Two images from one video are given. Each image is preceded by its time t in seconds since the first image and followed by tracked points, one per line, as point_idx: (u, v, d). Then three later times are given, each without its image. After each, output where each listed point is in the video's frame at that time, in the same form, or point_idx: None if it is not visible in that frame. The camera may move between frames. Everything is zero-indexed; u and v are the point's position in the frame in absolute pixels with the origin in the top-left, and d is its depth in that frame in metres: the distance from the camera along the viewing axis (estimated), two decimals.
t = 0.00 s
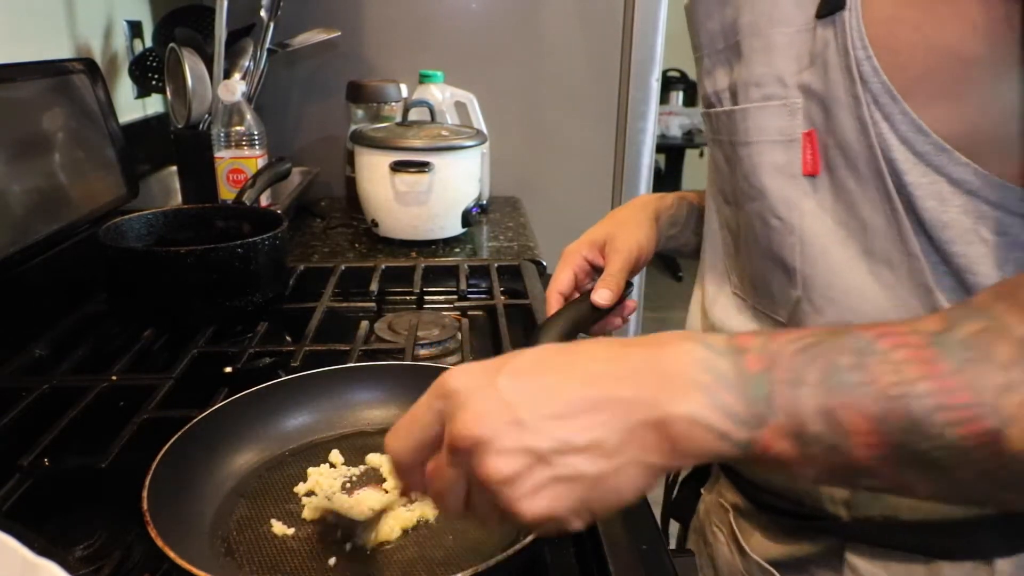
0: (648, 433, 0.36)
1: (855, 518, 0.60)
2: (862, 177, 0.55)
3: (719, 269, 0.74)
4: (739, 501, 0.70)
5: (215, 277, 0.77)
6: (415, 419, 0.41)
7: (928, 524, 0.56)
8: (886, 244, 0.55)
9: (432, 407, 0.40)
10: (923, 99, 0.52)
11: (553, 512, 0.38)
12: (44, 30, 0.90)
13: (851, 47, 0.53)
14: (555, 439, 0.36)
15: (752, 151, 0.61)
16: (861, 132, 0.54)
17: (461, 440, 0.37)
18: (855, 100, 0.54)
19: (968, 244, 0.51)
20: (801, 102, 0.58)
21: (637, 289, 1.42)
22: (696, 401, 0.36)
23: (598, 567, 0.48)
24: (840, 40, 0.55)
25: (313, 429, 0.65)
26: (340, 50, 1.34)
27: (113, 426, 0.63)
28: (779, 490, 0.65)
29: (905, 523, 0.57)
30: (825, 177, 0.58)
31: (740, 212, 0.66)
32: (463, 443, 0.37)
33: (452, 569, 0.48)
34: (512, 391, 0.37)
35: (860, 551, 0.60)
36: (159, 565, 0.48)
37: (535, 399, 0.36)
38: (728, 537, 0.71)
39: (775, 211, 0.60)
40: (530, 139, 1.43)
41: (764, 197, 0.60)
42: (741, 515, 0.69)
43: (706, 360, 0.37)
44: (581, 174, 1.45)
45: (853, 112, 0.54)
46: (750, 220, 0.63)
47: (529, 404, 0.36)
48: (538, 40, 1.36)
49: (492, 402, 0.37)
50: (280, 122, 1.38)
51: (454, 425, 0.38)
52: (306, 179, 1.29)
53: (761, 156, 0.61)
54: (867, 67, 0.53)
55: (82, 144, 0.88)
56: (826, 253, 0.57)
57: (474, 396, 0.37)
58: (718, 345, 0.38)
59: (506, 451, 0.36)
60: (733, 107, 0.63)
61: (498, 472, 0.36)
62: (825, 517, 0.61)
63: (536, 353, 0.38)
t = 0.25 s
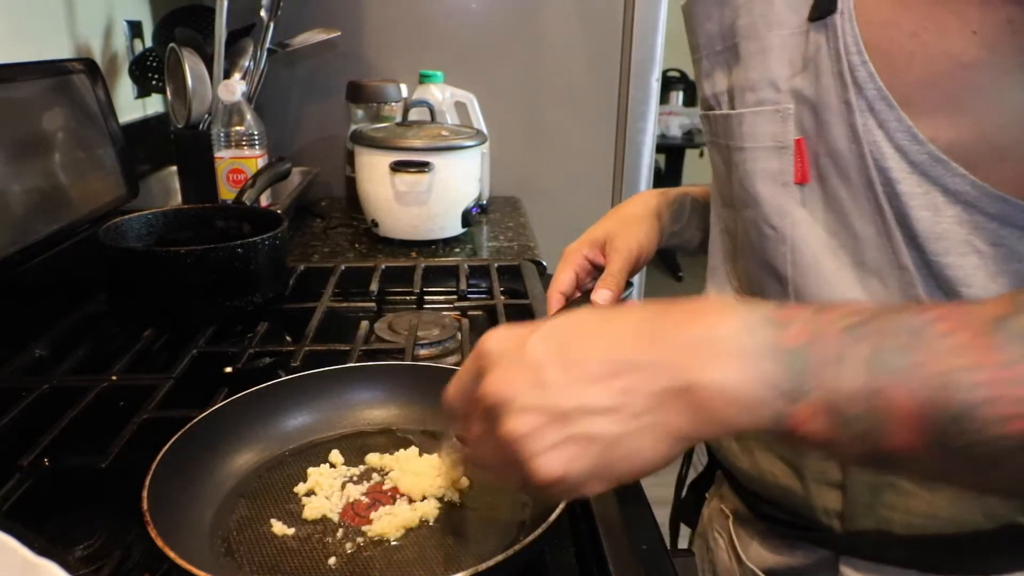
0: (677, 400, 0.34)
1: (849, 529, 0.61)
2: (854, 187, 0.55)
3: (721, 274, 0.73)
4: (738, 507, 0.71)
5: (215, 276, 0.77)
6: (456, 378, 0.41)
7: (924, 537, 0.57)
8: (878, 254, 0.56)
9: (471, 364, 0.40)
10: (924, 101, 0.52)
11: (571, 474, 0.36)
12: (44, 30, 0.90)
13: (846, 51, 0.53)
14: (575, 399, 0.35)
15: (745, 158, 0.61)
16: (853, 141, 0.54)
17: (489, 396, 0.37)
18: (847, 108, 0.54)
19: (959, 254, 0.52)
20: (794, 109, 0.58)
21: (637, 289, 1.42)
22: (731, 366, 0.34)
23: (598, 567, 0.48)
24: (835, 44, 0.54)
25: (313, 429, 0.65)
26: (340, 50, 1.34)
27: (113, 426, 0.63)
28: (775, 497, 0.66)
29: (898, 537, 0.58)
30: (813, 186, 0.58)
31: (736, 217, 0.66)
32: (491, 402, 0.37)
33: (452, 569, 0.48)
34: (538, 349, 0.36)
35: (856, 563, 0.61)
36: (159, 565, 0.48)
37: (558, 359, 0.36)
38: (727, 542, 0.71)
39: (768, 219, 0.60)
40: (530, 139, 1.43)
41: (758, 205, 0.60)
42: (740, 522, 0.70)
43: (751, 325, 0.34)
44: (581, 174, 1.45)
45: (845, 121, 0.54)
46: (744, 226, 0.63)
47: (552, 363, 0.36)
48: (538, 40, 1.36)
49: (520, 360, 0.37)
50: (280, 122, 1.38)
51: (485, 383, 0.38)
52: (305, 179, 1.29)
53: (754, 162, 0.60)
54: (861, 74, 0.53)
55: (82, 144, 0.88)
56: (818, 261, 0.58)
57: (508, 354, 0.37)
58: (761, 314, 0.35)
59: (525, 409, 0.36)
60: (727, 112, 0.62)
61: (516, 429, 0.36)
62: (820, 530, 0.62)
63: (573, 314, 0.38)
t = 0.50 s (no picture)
0: (642, 411, 0.36)
1: (847, 537, 0.61)
2: (854, 192, 0.55)
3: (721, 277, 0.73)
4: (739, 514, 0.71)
5: (215, 276, 0.77)
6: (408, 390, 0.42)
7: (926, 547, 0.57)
8: (878, 261, 0.55)
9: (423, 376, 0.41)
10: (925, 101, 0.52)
11: (533, 487, 0.37)
12: (44, 31, 0.90)
13: (845, 53, 0.53)
14: (542, 410, 0.36)
15: (745, 160, 0.61)
16: (853, 145, 0.54)
17: (449, 406, 0.38)
18: (847, 111, 0.54)
19: (961, 262, 0.52)
20: (794, 111, 0.58)
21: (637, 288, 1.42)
22: (700, 378, 0.36)
23: (598, 567, 0.48)
24: (835, 46, 0.54)
25: (313, 429, 0.65)
26: (340, 50, 1.34)
27: (113, 426, 0.63)
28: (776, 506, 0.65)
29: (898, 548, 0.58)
30: (814, 191, 0.58)
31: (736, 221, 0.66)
32: (451, 411, 0.38)
33: (452, 569, 0.48)
34: (498, 357, 0.38)
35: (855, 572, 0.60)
36: (159, 565, 0.48)
37: (525, 369, 0.37)
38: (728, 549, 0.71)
39: (768, 223, 0.60)
40: (530, 140, 1.43)
41: (757, 209, 0.60)
42: (740, 530, 0.70)
43: (715, 339, 0.37)
44: (581, 174, 1.45)
45: (846, 124, 0.54)
46: (743, 229, 0.63)
47: (516, 372, 0.37)
48: (538, 40, 1.36)
49: (484, 370, 0.38)
50: (280, 122, 1.38)
51: (443, 392, 0.39)
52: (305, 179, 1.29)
53: (753, 165, 0.60)
54: (861, 76, 0.53)
55: (82, 144, 0.88)
56: (818, 267, 0.57)
57: (467, 364, 0.38)
58: (732, 325, 0.38)
59: (489, 420, 0.37)
60: (726, 113, 0.62)
61: (476, 440, 0.37)
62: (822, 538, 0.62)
63: (538, 323, 0.39)
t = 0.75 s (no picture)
0: (578, 401, 0.36)
1: (856, 544, 0.60)
2: (857, 192, 0.55)
3: (720, 278, 0.73)
4: (742, 520, 0.69)
5: (215, 277, 0.77)
6: (377, 370, 0.42)
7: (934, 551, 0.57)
8: (885, 262, 0.55)
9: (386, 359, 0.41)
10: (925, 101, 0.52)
11: (472, 469, 0.37)
12: (44, 31, 0.90)
13: (841, 56, 0.53)
14: (482, 397, 0.36)
15: (744, 162, 0.60)
16: (855, 147, 0.54)
17: (400, 387, 0.38)
18: (846, 112, 0.54)
19: (963, 261, 0.53)
20: (795, 112, 0.58)
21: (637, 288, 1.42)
22: (629, 370, 0.36)
23: (597, 567, 0.48)
24: (831, 47, 0.54)
25: (313, 429, 0.65)
26: (340, 50, 1.34)
27: (113, 426, 0.63)
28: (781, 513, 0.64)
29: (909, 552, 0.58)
30: (821, 190, 0.58)
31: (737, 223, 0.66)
32: (403, 394, 0.38)
33: (452, 568, 0.48)
34: (450, 344, 0.38)
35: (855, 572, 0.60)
36: (159, 565, 0.48)
37: (471, 357, 0.37)
38: (731, 556, 0.70)
39: (770, 225, 0.59)
40: (530, 140, 1.43)
41: (758, 210, 0.60)
42: (743, 535, 0.68)
43: (651, 333, 0.37)
44: (581, 174, 1.45)
45: (846, 126, 0.54)
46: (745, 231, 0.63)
47: (463, 361, 0.37)
48: (538, 40, 1.36)
49: (433, 355, 0.38)
50: (280, 122, 1.38)
51: (398, 374, 0.39)
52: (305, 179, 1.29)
53: (754, 166, 0.60)
54: (856, 79, 0.53)
55: (82, 144, 0.88)
56: (825, 269, 0.57)
57: (420, 349, 0.39)
58: (665, 321, 0.38)
59: (433, 403, 0.37)
60: (725, 114, 0.62)
61: (425, 421, 0.37)
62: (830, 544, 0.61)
63: (491, 312, 0.39)
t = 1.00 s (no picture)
0: (534, 433, 0.35)
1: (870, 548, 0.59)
2: (865, 193, 0.55)
3: (718, 278, 0.73)
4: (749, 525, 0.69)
5: (215, 277, 0.77)
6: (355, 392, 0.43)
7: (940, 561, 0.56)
8: (894, 261, 0.55)
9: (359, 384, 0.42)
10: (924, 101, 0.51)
11: (440, 496, 0.37)
12: (44, 31, 0.90)
13: (843, 56, 0.53)
14: (443, 426, 0.37)
15: (747, 164, 0.61)
16: (859, 147, 0.54)
17: (373, 414, 0.39)
18: (850, 113, 0.54)
19: (973, 260, 0.52)
20: (799, 113, 0.58)
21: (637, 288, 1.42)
22: (584, 399, 0.34)
23: (597, 567, 0.48)
24: (834, 47, 0.54)
25: (314, 429, 0.65)
26: (340, 50, 1.34)
27: (113, 425, 0.63)
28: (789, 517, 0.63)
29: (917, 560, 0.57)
30: (828, 191, 0.58)
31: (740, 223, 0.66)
32: (374, 420, 0.39)
33: (453, 569, 0.48)
34: (415, 372, 0.38)
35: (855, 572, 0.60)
36: (159, 565, 0.48)
37: (437, 386, 0.37)
38: (737, 560, 0.70)
39: (776, 227, 0.59)
40: (530, 140, 1.43)
41: (763, 212, 0.60)
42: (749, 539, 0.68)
43: (606, 362, 0.35)
44: (581, 174, 1.45)
45: (850, 126, 0.54)
46: (750, 233, 0.63)
47: (427, 388, 0.37)
48: (538, 40, 1.36)
49: (402, 383, 0.38)
50: (280, 122, 1.38)
51: (369, 402, 0.40)
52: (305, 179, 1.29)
53: (757, 168, 0.60)
54: (859, 78, 0.53)
55: (82, 144, 0.88)
56: (834, 270, 0.57)
57: (391, 373, 0.39)
58: (618, 346, 0.35)
59: (401, 432, 0.38)
60: (728, 115, 0.62)
61: (395, 449, 0.38)
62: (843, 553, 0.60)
63: (460, 338, 0.38)
